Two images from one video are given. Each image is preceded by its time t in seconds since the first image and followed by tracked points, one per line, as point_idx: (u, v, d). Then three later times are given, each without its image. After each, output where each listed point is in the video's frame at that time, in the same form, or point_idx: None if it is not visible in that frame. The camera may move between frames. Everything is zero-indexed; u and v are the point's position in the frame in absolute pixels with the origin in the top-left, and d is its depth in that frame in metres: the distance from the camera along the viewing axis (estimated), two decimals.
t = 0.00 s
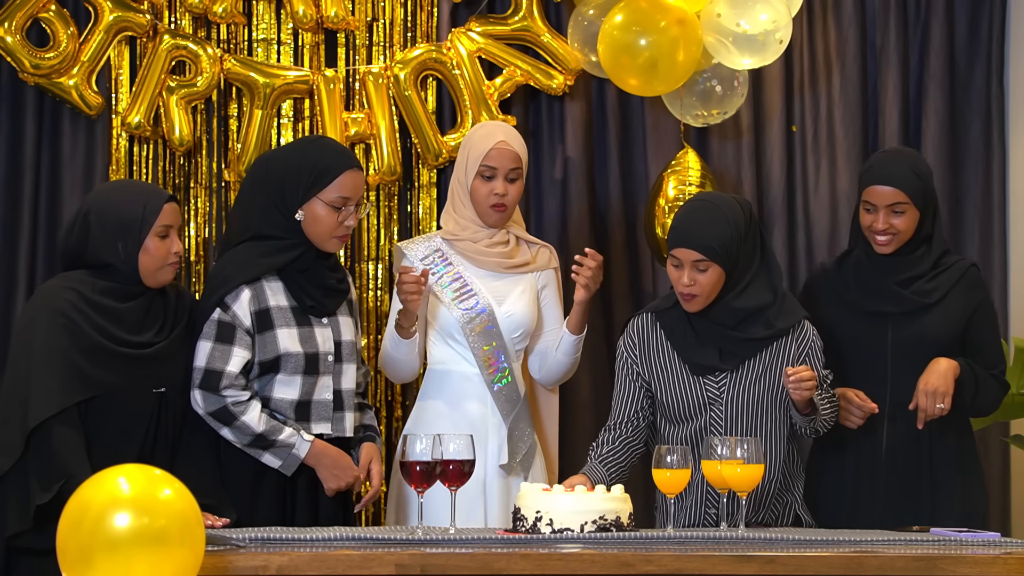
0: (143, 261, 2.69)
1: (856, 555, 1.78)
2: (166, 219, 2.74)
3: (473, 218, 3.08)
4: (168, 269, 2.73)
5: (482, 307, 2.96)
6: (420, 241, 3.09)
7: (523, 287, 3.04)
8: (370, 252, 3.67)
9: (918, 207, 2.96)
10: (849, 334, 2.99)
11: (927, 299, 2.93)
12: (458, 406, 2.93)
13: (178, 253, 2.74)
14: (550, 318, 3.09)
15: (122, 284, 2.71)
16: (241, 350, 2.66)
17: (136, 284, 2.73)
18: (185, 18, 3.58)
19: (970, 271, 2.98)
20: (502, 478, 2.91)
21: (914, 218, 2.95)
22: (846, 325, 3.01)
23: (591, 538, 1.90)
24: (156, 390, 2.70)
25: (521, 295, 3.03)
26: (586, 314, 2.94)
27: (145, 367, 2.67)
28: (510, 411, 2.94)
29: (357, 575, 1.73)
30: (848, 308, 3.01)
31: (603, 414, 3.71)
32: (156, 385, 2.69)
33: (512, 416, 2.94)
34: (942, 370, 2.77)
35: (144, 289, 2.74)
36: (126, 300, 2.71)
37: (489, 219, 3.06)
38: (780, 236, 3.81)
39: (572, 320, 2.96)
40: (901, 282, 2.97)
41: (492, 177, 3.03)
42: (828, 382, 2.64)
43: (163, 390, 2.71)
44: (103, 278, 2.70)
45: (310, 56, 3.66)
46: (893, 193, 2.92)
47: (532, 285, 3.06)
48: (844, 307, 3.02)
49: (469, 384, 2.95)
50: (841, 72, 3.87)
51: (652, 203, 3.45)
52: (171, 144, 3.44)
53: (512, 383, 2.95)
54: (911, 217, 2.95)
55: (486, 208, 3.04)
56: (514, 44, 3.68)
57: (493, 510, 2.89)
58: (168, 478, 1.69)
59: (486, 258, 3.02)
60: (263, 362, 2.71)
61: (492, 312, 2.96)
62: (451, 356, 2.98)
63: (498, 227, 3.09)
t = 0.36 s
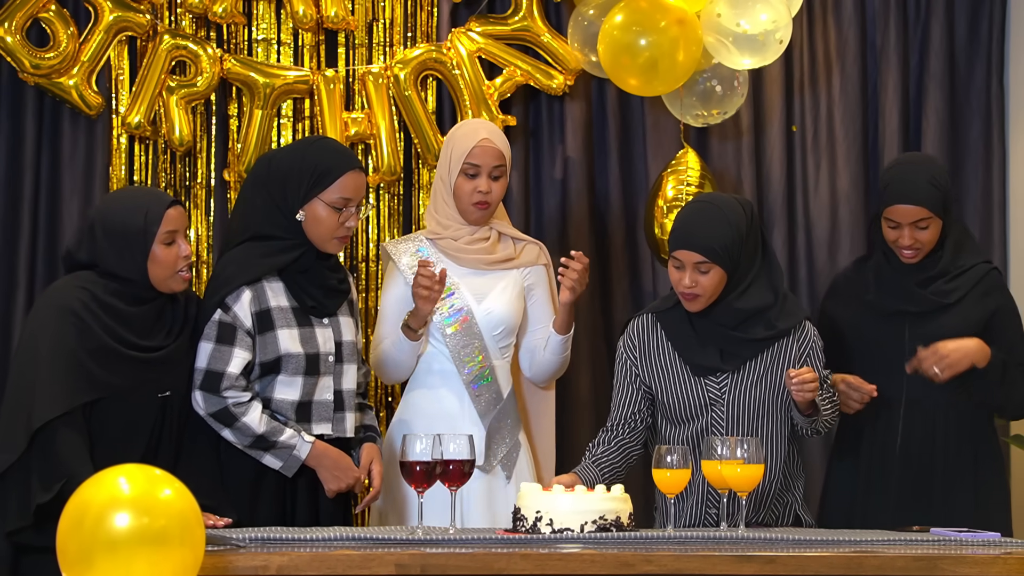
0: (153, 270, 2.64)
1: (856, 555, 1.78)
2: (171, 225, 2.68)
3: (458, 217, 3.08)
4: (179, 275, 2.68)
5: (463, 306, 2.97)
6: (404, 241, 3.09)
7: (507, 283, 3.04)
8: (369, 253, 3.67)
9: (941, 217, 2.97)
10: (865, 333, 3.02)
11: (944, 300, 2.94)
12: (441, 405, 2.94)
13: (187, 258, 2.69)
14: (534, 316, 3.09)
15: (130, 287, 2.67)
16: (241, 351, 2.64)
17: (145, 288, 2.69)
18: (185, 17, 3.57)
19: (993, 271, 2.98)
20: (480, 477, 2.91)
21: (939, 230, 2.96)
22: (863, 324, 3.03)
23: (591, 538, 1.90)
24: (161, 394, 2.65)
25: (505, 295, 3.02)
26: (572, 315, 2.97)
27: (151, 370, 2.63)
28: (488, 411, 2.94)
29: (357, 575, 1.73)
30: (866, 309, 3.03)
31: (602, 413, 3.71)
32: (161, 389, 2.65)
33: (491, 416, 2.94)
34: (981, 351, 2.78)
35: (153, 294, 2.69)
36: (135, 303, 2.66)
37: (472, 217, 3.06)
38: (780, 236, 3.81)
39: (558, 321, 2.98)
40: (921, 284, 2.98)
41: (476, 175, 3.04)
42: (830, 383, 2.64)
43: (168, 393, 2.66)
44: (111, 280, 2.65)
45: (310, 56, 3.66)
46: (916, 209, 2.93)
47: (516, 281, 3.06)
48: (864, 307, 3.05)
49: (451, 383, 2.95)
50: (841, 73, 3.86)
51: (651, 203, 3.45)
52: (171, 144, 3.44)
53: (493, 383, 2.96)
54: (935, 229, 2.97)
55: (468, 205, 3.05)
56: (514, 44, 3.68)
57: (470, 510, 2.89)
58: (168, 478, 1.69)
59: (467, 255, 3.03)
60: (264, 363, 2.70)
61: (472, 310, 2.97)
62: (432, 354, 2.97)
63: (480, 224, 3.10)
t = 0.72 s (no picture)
0: (183, 279, 2.51)
1: (856, 556, 1.78)
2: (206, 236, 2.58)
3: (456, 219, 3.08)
4: (205, 290, 2.56)
5: (457, 307, 2.97)
6: (401, 240, 3.11)
7: (501, 287, 3.05)
8: (368, 253, 3.66)
9: (946, 210, 2.99)
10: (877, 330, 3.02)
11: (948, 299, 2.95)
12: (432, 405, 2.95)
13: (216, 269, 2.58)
14: (527, 322, 3.09)
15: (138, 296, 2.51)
16: (246, 351, 2.63)
17: (154, 298, 2.53)
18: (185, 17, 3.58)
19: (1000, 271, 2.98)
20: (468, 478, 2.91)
21: (940, 220, 2.97)
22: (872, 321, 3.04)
23: (591, 538, 1.90)
24: (168, 408, 2.53)
25: (500, 298, 3.03)
26: (555, 327, 2.98)
27: (159, 385, 2.50)
28: (477, 414, 2.94)
29: (357, 575, 1.73)
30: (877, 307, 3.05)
31: (602, 413, 3.71)
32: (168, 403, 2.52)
33: (480, 418, 2.95)
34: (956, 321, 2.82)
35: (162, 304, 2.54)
36: (143, 316, 2.51)
37: (470, 221, 3.06)
38: (780, 236, 3.81)
39: (547, 330, 2.99)
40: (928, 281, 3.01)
41: (475, 181, 3.04)
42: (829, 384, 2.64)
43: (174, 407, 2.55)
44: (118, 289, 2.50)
45: (310, 56, 3.66)
46: (918, 193, 2.96)
47: (510, 285, 3.06)
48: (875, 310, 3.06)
49: (442, 382, 2.96)
50: (841, 72, 3.86)
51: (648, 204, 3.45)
52: (171, 144, 3.44)
53: (485, 384, 2.96)
54: (937, 220, 2.98)
55: (467, 210, 3.04)
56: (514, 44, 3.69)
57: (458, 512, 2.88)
58: (168, 478, 1.68)
59: (464, 257, 3.03)
60: (267, 363, 2.68)
61: (465, 312, 2.97)
62: (422, 352, 2.99)
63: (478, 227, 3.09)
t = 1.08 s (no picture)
0: (194, 278, 2.51)
1: (856, 555, 1.78)
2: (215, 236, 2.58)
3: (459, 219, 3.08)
4: (216, 288, 2.56)
5: (461, 306, 2.97)
6: (402, 239, 3.10)
7: (503, 286, 3.05)
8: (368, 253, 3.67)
9: (934, 202, 3.02)
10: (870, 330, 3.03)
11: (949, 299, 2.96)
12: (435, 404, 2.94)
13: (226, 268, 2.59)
14: (529, 320, 3.10)
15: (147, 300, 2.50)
16: (256, 353, 2.62)
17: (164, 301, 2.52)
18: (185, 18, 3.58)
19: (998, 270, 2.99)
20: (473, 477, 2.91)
21: (927, 211, 3.01)
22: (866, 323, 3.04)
23: (591, 538, 1.90)
24: (172, 412, 2.52)
25: (503, 296, 3.03)
26: (563, 323, 2.99)
27: (164, 391, 2.49)
28: (482, 413, 2.95)
29: (356, 575, 1.73)
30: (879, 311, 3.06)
31: (602, 412, 3.71)
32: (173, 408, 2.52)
33: (485, 417, 2.95)
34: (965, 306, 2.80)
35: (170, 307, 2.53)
36: (149, 319, 2.50)
37: (472, 220, 3.06)
38: (780, 236, 3.81)
39: (553, 328, 2.99)
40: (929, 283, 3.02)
41: (478, 179, 3.03)
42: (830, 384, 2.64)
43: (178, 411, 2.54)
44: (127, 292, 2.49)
45: (310, 56, 3.66)
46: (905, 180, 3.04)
47: (513, 284, 3.07)
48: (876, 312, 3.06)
49: (445, 382, 2.96)
50: (841, 72, 3.86)
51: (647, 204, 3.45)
52: (171, 144, 3.44)
53: (490, 383, 2.96)
54: (924, 210, 3.02)
55: (468, 209, 3.04)
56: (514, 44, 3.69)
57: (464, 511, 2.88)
58: (167, 478, 1.67)
59: (466, 256, 3.03)
60: (276, 364, 2.68)
61: (469, 311, 2.97)
62: (424, 351, 2.99)
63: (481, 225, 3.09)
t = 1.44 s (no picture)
0: (173, 288, 2.50)
1: (856, 555, 1.78)
2: (188, 241, 2.53)
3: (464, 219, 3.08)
4: (201, 291, 2.54)
5: (469, 307, 2.97)
6: (407, 240, 3.09)
7: (510, 286, 3.05)
8: (369, 252, 3.67)
9: (924, 201, 3.03)
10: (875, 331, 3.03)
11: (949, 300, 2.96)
12: (442, 404, 2.94)
13: (209, 271, 2.55)
14: (536, 320, 3.10)
15: (148, 300, 2.52)
16: (255, 352, 2.62)
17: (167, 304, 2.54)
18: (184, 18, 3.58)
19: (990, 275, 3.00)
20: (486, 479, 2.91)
21: (917, 211, 3.02)
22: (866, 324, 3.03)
23: (591, 538, 1.90)
24: (178, 410, 2.53)
25: (510, 296, 3.03)
26: (572, 323, 2.97)
27: (169, 389, 2.51)
28: (493, 412, 2.94)
29: (357, 575, 1.73)
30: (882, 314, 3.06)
31: (602, 412, 3.71)
32: (178, 405, 2.53)
33: (495, 418, 2.94)
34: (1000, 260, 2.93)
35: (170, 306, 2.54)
36: (152, 321, 2.52)
37: (476, 220, 3.07)
38: (780, 236, 3.81)
39: (560, 329, 2.98)
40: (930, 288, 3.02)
41: (481, 179, 3.04)
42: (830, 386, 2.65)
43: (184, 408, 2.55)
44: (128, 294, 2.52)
45: (310, 56, 3.66)
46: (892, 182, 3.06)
47: (519, 284, 3.06)
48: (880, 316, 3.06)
49: (453, 383, 2.95)
50: (841, 72, 3.87)
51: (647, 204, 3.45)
52: (171, 144, 3.44)
53: (497, 383, 2.96)
54: (914, 210, 3.03)
55: (474, 208, 3.04)
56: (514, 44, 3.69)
57: (477, 511, 2.88)
58: (167, 478, 1.68)
59: (473, 257, 3.02)
60: (276, 363, 2.68)
61: (477, 311, 2.97)
62: (431, 352, 2.97)
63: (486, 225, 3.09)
